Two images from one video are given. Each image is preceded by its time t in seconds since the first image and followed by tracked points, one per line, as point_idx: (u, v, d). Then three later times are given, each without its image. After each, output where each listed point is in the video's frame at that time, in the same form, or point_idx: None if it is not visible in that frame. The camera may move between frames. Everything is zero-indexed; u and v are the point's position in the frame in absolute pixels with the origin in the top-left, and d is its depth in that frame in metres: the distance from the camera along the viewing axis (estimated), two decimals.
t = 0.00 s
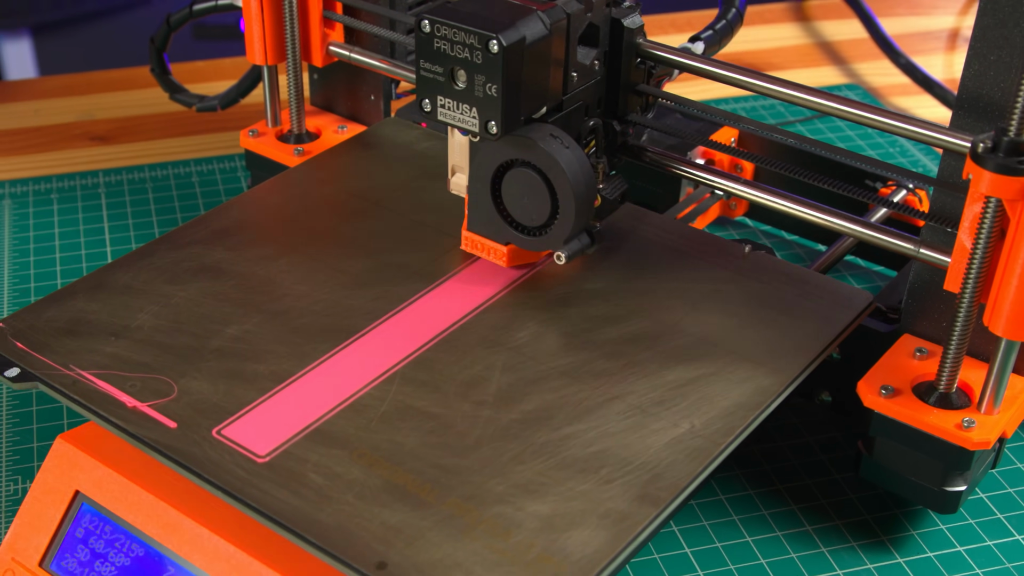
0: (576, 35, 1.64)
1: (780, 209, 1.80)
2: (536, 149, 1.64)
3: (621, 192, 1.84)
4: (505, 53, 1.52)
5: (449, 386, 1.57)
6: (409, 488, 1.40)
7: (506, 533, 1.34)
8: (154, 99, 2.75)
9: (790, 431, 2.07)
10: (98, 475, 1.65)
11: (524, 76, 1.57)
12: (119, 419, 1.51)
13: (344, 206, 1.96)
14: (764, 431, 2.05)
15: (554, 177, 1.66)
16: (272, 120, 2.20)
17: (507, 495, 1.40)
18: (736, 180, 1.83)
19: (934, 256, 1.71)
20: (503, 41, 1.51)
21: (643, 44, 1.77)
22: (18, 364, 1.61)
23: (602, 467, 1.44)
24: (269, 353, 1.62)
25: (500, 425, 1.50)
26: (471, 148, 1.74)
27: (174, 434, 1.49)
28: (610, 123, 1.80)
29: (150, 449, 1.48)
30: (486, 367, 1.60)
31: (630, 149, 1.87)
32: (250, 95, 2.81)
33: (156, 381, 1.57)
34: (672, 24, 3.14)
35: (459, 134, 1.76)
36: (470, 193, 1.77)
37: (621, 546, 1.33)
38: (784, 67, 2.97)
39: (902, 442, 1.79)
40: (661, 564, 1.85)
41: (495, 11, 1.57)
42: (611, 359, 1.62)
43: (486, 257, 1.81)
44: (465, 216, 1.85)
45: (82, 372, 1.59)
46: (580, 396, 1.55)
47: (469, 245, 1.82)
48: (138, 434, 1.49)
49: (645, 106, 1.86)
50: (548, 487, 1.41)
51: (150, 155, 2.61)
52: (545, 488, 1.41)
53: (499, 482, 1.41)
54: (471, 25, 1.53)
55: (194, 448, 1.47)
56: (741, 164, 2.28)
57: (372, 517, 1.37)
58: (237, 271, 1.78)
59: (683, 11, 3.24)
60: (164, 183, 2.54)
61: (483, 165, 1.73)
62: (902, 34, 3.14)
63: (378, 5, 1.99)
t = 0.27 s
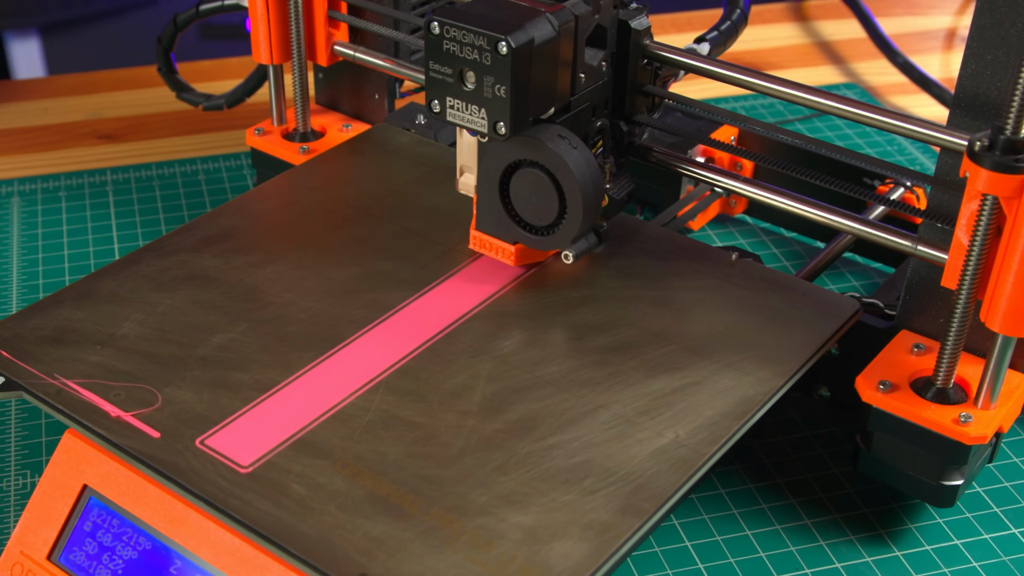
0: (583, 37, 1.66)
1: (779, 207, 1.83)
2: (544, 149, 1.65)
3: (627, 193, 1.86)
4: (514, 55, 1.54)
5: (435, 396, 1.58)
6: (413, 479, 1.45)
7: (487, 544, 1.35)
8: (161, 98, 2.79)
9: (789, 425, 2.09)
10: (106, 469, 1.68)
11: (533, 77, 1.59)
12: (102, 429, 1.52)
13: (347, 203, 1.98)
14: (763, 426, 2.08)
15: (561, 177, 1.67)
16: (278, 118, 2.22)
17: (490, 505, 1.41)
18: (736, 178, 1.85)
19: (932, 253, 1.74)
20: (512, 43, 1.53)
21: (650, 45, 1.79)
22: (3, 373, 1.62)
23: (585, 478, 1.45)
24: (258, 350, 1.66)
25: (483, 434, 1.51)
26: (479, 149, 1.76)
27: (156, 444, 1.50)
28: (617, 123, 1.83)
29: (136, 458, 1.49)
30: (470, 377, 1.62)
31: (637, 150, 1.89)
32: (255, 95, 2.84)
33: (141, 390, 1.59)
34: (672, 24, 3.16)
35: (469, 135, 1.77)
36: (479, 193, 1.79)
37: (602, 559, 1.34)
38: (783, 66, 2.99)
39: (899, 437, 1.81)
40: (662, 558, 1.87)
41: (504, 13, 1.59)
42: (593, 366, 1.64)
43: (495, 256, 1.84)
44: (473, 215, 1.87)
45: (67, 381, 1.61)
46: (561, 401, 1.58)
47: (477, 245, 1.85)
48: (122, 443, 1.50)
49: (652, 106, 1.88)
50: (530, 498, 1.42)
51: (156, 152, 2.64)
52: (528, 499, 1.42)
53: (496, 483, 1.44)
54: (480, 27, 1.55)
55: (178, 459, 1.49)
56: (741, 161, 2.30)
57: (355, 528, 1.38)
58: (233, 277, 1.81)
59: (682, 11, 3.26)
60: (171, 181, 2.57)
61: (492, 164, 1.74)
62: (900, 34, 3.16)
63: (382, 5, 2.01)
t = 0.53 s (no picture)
0: (620, 46, 1.68)
1: (779, 204, 1.85)
2: (581, 159, 1.67)
3: (662, 202, 1.87)
4: (552, 66, 1.56)
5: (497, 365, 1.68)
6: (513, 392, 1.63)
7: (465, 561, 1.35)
8: (167, 97, 2.84)
9: (788, 420, 2.12)
10: (114, 463, 1.70)
11: (571, 88, 1.61)
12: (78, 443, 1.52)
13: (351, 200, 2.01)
14: (762, 421, 2.11)
15: (599, 187, 1.68)
16: (283, 117, 2.25)
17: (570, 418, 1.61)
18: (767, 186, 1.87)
19: (929, 249, 1.75)
20: (551, 54, 1.55)
21: (685, 55, 1.80)
22: None
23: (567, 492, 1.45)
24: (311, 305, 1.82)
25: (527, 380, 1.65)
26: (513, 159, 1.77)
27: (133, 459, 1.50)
28: (652, 133, 1.84)
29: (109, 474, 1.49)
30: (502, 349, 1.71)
31: (670, 158, 1.91)
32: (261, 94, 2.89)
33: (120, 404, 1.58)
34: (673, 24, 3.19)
35: (503, 145, 1.79)
36: (513, 202, 1.80)
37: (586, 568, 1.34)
38: (782, 66, 3.02)
39: (896, 432, 1.84)
40: (662, 551, 1.89)
41: (542, 24, 1.61)
42: (579, 353, 1.71)
43: (529, 266, 1.85)
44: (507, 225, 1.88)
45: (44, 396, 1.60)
46: (557, 364, 1.69)
47: (512, 255, 1.86)
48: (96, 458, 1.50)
49: (685, 114, 1.89)
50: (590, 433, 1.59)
51: (164, 151, 2.70)
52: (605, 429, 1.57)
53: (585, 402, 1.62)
54: (519, 39, 1.57)
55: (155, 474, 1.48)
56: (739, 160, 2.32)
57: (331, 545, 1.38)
58: (309, 214, 1.98)
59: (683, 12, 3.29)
60: (178, 179, 2.63)
61: (527, 176, 1.75)
62: (898, 33, 3.18)
63: (387, 5, 2.03)
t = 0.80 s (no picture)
0: (573, 31, 1.71)
1: (779, 201, 1.88)
2: (535, 140, 1.70)
3: (618, 182, 1.92)
4: (505, 49, 1.58)
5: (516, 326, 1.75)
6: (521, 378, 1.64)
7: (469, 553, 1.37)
8: (172, 96, 2.88)
9: (787, 415, 2.15)
10: (122, 457, 1.73)
11: (524, 70, 1.63)
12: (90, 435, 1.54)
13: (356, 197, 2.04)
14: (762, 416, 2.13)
15: (552, 167, 1.72)
16: (289, 115, 2.28)
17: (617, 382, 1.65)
18: (731, 172, 1.91)
19: (927, 246, 1.78)
20: (503, 37, 1.57)
21: (639, 40, 1.84)
22: None
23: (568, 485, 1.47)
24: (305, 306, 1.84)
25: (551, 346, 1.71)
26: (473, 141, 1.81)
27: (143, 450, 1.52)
28: (608, 116, 1.88)
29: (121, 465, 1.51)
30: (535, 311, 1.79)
31: (628, 141, 1.95)
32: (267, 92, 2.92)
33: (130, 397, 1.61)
34: (673, 24, 3.21)
35: (463, 126, 1.83)
36: (473, 181, 1.84)
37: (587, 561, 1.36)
38: (782, 65, 3.04)
39: (895, 426, 1.86)
40: (663, 544, 1.91)
41: (497, 8, 1.63)
42: (590, 341, 1.73)
43: (489, 244, 1.90)
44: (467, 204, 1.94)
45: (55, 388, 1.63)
46: (570, 349, 1.71)
47: (473, 233, 1.91)
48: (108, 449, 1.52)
49: (642, 99, 1.93)
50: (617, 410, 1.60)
51: (171, 149, 2.73)
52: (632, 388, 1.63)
53: (609, 372, 1.67)
54: (473, 23, 1.59)
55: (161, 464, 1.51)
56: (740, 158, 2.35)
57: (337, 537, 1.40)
58: (330, 208, 2.01)
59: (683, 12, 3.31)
60: (185, 177, 2.66)
61: (484, 156, 1.79)
62: (895, 33, 3.20)
63: (391, 5, 2.06)
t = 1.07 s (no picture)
0: (593, 36, 1.74)
1: (778, 198, 1.90)
2: (554, 145, 1.73)
3: (634, 187, 1.94)
4: (526, 55, 1.61)
5: (432, 391, 1.64)
6: (380, 501, 1.45)
7: (482, 538, 1.40)
8: (180, 95, 2.90)
9: (786, 409, 2.17)
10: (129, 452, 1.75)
11: (545, 75, 1.66)
12: (108, 424, 1.57)
13: (361, 195, 2.06)
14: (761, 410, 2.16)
15: (571, 171, 1.75)
16: (295, 114, 2.31)
17: (485, 500, 1.45)
18: (740, 172, 1.92)
19: (924, 243, 1.80)
20: (524, 43, 1.60)
21: (656, 45, 1.86)
22: (14, 369, 1.69)
23: (578, 472, 1.50)
24: (254, 363, 1.68)
25: (480, 430, 1.56)
26: (491, 146, 1.83)
27: (161, 439, 1.55)
28: (625, 120, 1.90)
29: (140, 454, 1.54)
30: (468, 372, 1.67)
31: (645, 146, 1.95)
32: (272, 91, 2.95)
33: (148, 387, 1.64)
34: (673, 24, 3.24)
35: (481, 131, 1.84)
36: (492, 186, 1.87)
37: (594, 549, 1.38)
38: (780, 64, 3.06)
39: (892, 421, 1.88)
40: (663, 537, 1.94)
41: (517, 13, 1.67)
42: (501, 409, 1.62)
43: (508, 249, 1.91)
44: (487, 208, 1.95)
45: (73, 378, 1.66)
46: (347, 521, 1.43)
47: (491, 238, 1.92)
48: (126, 437, 1.55)
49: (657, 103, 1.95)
50: (525, 493, 1.46)
51: (178, 147, 2.76)
52: (522, 493, 1.46)
53: (475, 488, 1.47)
54: (493, 28, 1.62)
55: (179, 452, 1.54)
56: (740, 156, 2.37)
57: (352, 523, 1.43)
58: (107, 326, 1.76)
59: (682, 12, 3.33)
60: (191, 174, 2.69)
61: (504, 160, 1.82)
62: (892, 33, 3.23)
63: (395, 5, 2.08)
